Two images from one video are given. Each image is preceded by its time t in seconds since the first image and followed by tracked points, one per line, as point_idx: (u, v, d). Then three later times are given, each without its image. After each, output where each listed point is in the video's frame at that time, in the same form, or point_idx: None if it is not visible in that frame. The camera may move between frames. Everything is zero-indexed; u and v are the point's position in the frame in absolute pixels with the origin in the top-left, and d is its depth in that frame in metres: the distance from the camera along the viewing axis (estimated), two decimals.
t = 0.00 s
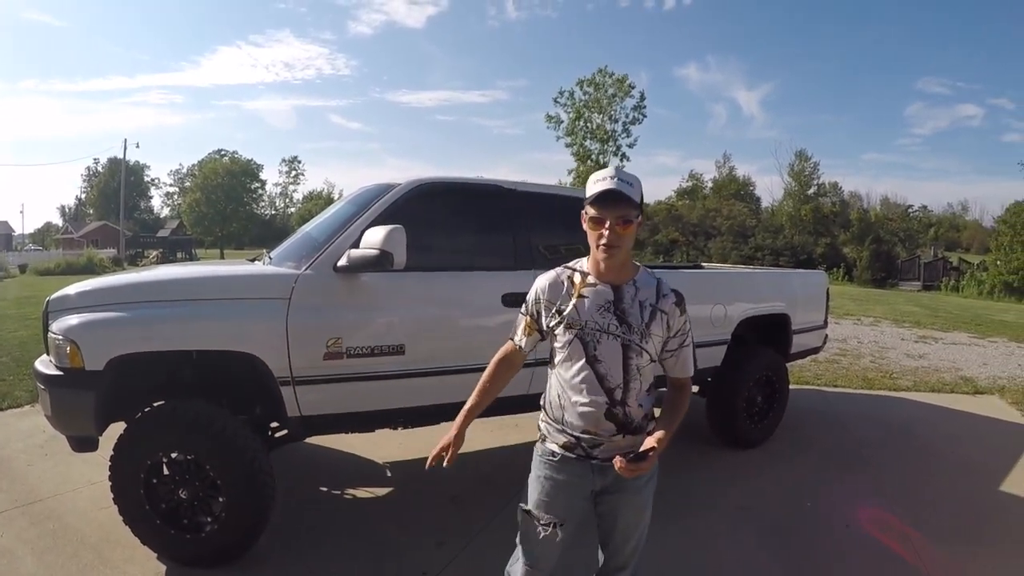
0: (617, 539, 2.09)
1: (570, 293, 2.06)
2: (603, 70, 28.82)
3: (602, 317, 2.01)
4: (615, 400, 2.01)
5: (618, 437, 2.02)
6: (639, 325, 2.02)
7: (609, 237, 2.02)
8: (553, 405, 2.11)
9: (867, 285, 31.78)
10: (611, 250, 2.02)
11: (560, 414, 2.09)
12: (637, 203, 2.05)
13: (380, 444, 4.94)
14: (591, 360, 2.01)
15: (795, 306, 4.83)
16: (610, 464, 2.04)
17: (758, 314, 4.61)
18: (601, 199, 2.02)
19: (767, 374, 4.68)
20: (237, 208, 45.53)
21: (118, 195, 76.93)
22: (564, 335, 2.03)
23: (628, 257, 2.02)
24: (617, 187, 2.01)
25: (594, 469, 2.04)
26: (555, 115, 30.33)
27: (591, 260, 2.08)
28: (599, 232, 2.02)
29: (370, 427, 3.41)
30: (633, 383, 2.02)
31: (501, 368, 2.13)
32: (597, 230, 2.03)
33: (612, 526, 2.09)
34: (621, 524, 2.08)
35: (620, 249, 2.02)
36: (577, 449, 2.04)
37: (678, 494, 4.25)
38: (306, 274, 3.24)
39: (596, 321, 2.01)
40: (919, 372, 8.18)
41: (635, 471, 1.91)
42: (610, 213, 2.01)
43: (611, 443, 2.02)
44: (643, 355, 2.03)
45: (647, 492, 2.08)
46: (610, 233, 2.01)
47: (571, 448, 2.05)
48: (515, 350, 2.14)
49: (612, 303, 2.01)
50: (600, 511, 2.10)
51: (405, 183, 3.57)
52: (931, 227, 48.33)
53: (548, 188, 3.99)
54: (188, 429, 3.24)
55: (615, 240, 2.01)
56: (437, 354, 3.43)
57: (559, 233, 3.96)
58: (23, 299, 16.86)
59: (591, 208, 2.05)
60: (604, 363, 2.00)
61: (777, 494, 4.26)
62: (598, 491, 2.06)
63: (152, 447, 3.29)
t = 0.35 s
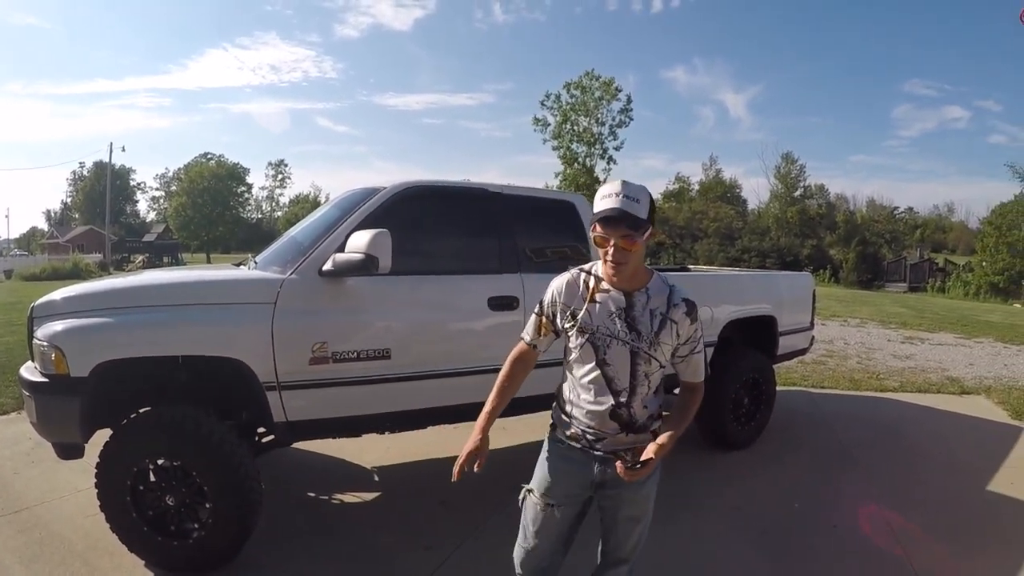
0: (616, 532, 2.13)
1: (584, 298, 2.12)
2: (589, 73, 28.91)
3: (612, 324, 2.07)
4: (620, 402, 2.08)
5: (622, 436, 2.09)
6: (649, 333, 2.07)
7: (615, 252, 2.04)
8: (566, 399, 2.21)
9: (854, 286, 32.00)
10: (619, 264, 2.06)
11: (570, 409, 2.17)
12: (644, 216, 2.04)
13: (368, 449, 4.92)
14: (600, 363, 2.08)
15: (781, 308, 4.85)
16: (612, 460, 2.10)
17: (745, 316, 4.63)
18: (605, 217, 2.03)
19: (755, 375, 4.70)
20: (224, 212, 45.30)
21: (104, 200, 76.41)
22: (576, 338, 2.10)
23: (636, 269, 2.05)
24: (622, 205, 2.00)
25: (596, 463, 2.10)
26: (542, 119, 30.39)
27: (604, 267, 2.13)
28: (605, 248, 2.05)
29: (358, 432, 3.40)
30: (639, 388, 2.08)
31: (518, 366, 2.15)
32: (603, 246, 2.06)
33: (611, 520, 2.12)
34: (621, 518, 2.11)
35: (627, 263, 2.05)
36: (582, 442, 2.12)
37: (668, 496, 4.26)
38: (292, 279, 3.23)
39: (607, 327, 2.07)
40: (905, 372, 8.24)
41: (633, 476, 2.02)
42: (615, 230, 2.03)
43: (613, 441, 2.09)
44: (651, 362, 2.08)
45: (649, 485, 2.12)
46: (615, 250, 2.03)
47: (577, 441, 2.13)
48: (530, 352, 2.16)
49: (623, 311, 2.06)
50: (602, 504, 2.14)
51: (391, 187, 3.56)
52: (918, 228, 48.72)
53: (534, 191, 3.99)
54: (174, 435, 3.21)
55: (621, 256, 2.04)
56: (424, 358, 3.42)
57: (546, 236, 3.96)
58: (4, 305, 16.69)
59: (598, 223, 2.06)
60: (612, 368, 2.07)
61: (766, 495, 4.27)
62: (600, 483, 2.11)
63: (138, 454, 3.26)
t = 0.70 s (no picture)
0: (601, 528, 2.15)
1: (575, 291, 2.17)
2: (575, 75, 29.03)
3: (598, 316, 2.09)
4: (603, 394, 2.10)
5: (605, 429, 2.11)
6: (633, 326, 2.07)
7: (605, 248, 2.08)
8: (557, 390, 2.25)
9: (840, 288, 32.26)
10: (609, 260, 2.09)
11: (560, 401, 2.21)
12: (631, 214, 2.09)
13: (354, 453, 4.89)
14: (585, 354, 2.11)
15: (766, 309, 4.87)
16: (595, 452, 2.11)
17: (730, 317, 4.64)
18: (595, 214, 2.07)
19: (741, 376, 4.71)
20: (210, 215, 45.02)
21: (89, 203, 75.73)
22: (566, 330, 2.15)
23: (627, 263, 2.08)
24: (611, 201, 2.05)
25: (581, 454, 2.13)
26: (528, 121, 30.46)
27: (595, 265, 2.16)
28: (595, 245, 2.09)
29: (342, 435, 3.37)
30: (622, 381, 2.08)
31: (525, 364, 2.26)
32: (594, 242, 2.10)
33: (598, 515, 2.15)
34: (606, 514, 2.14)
35: (617, 258, 2.08)
36: (567, 434, 2.16)
37: (655, 497, 4.26)
38: (276, 281, 3.20)
39: (593, 319, 2.10)
40: (889, 373, 8.30)
41: (615, 464, 2.06)
42: (604, 227, 2.07)
43: (596, 433, 2.11)
44: (635, 356, 2.07)
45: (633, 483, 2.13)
46: (605, 246, 2.07)
47: (563, 431, 2.17)
48: (535, 351, 2.25)
49: (610, 304, 2.08)
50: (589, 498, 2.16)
51: (376, 189, 3.55)
52: (903, 230, 49.19)
53: (518, 192, 3.99)
54: (157, 440, 3.18)
55: (610, 252, 2.07)
56: (408, 360, 3.41)
57: (531, 238, 3.96)
58: None
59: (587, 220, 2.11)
60: (597, 359, 2.09)
61: (753, 495, 4.29)
62: (584, 476, 2.14)
63: (121, 459, 3.22)
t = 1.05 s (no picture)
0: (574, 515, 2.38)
1: (550, 291, 2.48)
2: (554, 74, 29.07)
3: (569, 311, 2.40)
4: (579, 379, 2.39)
5: (582, 411, 2.39)
6: (599, 317, 2.36)
7: (580, 244, 2.40)
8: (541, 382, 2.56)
9: (818, 285, 32.57)
10: (581, 255, 2.40)
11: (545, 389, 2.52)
12: (606, 219, 2.42)
13: (334, 454, 4.85)
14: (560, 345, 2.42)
15: (745, 307, 4.90)
16: (575, 432, 2.41)
17: (709, 315, 4.66)
18: (576, 213, 2.38)
19: (720, 373, 4.73)
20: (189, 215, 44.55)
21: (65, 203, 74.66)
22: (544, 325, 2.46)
23: (597, 261, 2.39)
24: (590, 204, 2.39)
25: (563, 435, 2.45)
26: (509, 120, 30.47)
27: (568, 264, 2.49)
28: (571, 241, 2.40)
29: (319, 437, 3.33)
30: (594, 367, 2.37)
31: (498, 352, 2.56)
32: (570, 236, 2.41)
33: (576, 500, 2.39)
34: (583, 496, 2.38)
35: (589, 254, 2.39)
36: (552, 417, 2.48)
37: (636, 494, 4.26)
38: (251, 282, 3.16)
39: (565, 314, 2.40)
40: (867, 368, 8.39)
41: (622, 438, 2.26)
42: (583, 225, 2.38)
43: (575, 416, 2.40)
44: (603, 343, 2.36)
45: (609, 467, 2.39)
46: (581, 242, 2.38)
47: (549, 415, 2.49)
48: (515, 344, 2.58)
49: (577, 300, 2.39)
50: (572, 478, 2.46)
51: (352, 187, 3.52)
52: (881, 228, 49.74)
53: (495, 190, 3.98)
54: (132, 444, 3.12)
55: (584, 248, 2.39)
56: (385, 361, 3.38)
57: (509, 236, 3.95)
58: None
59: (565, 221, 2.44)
60: (570, 349, 2.40)
61: (733, 491, 4.31)
62: (568, 456, 2.45)
63: (97, 464, 3.16)
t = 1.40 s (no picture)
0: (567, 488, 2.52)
1: (530, 287, 2.63)
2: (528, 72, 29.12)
3: (550, 303, 2.56)
4: (567, 363, 2.55)
5: (572, 392, 2.55)
6: (580, 306, 2.54)
7: (549, 243, 2.54)
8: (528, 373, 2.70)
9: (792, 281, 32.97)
10: (552, 253, 2.56)
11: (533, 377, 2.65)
12: (570, 216, 2.55)
13: (308, 456, 4.80)
14: (546, 336, 2.57)
15: (717, 303, 4.93)
16: (568, 411, 2.55)
17: (682, 312, 4.68)
18: (541, 216, 2.51)
19: (693, 370, 4.77)
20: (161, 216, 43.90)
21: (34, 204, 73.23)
22: (528, 319, 2.61)
23: (566, 257, 2.54)
24: (554, 204, 2.51)
25: (554, 416, 2.58)
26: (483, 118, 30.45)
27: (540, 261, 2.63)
28: (540, 241, 2.55)
29: (289, 439, 3.29)
30: (579, 350, 2.54)
31: (499, 351, 2.73)
32: (539, 237, 2.55)
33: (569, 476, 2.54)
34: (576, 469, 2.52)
35: (557, 252, 2.54)
36: (542, 401, 2.60)
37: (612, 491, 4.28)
38: (219, 283, 3.10)
39: (547, 306, 2.57)
40: (841, 363, 8.49)
41: (622, 419, 2.44)
42: (549, 226, 2.52)
43: (565, 397, 2.55)
44: (585, 329, 2.55)
45: (595, 439, 2.54)
46: (549, 241, 2.53)
47: (538, 399, 2.62)
48: (513, 338, 2.72)
49: (557, 292, 2.55)
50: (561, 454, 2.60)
51: (321, 186, 3.48)
52: (854, 224, 50.47)
53: (464, 188, 3.99)
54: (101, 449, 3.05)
55: (553, 246, 2.53)
56: (356, 362, 3.35)
57: (480, 234, 3.96)
58: None
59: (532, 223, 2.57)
60: (556, 338, 2.55)
61: (708, 486, 4.34)
62: (558, 434, 2.59)
63: (66, 470, 3.09)
